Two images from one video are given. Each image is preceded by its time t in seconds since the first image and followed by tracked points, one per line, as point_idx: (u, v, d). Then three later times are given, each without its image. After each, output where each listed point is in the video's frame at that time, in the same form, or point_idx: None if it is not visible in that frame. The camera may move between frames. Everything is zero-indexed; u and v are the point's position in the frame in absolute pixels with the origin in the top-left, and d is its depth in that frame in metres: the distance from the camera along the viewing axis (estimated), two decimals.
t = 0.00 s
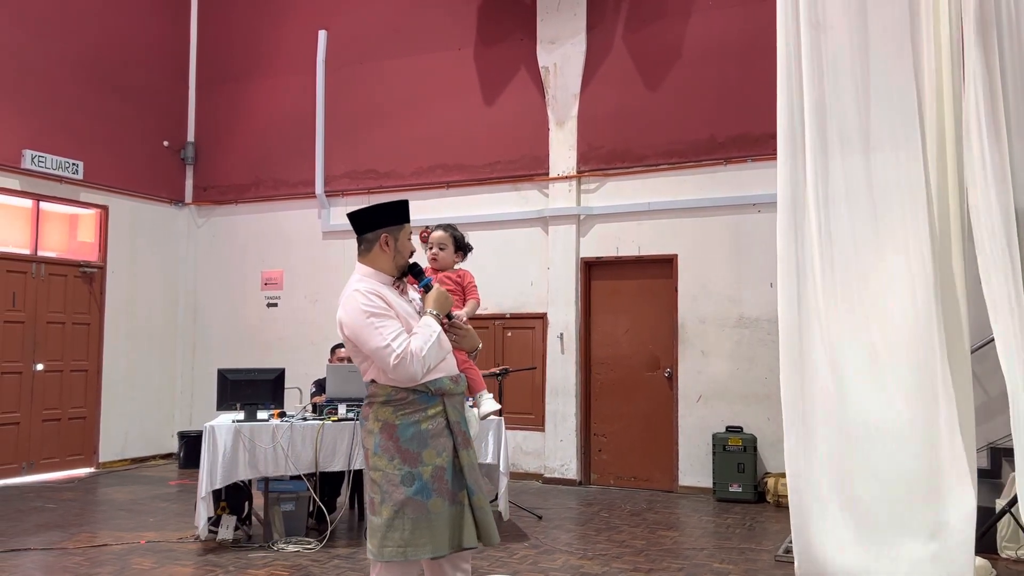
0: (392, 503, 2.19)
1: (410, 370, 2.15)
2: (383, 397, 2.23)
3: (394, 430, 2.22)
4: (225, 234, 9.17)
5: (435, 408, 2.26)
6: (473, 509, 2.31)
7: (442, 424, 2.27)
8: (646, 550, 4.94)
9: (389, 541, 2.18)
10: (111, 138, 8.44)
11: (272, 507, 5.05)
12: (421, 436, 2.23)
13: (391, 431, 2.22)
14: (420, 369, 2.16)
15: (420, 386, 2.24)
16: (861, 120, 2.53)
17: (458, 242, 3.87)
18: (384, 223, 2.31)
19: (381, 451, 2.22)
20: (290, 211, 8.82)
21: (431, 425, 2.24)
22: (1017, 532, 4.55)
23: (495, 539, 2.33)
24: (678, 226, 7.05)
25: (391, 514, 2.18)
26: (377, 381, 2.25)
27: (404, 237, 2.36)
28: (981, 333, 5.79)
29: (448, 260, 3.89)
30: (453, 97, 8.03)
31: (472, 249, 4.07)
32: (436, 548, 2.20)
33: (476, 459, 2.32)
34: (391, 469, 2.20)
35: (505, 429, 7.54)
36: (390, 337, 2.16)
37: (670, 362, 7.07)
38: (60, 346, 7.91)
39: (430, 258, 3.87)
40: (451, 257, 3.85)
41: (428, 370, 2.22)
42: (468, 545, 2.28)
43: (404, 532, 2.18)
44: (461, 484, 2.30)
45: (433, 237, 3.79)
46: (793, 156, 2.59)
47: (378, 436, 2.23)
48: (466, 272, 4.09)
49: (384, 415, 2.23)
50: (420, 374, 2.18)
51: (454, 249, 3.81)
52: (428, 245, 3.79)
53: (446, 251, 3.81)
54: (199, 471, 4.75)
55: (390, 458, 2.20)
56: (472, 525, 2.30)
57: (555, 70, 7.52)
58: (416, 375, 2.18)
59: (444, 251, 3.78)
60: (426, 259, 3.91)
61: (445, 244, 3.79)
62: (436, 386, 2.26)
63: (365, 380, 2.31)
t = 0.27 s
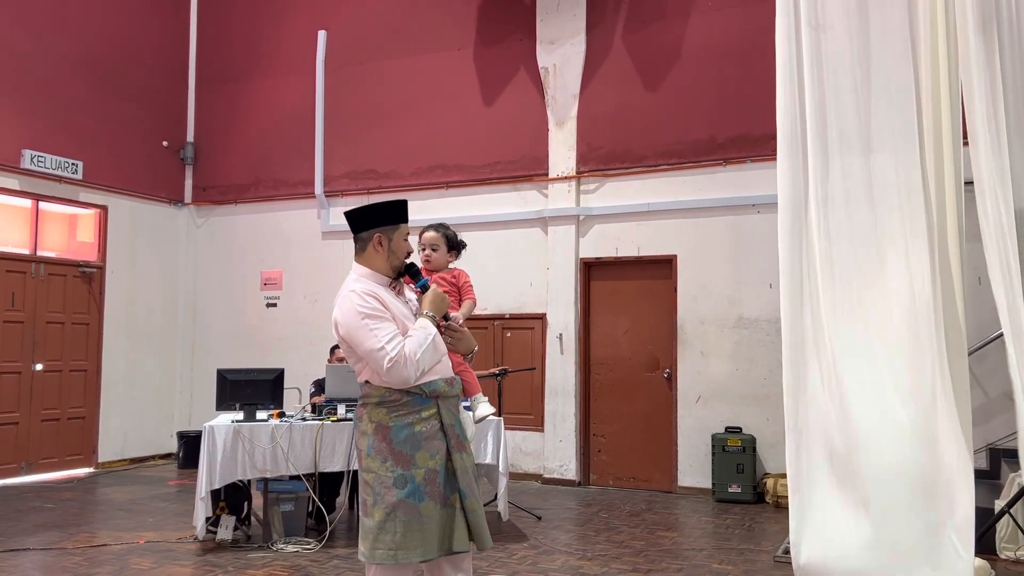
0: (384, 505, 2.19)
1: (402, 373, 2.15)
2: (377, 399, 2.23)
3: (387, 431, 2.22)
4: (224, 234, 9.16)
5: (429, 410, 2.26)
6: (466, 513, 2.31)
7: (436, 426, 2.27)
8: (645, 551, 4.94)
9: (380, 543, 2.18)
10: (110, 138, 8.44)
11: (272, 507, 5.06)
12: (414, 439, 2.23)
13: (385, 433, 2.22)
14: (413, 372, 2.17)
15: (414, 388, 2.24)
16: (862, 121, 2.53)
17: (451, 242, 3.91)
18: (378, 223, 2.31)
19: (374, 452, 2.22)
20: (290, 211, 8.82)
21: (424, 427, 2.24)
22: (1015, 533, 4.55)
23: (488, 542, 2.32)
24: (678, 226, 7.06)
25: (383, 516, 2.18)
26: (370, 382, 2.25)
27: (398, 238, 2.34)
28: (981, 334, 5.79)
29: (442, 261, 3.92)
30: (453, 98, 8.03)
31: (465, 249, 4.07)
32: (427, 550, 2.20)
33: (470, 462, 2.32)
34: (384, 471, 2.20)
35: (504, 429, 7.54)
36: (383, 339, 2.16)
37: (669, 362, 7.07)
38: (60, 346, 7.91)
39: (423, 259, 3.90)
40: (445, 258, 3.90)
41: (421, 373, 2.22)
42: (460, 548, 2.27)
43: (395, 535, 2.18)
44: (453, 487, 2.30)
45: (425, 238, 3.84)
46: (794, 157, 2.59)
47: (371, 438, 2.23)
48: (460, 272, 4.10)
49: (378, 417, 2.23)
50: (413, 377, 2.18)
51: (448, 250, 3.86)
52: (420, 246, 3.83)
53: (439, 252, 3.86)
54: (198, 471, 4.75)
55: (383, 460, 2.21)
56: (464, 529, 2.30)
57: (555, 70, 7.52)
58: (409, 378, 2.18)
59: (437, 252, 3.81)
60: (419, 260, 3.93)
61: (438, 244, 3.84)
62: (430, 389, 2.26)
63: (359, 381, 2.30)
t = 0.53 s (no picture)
0: (381, 506, 2.19)
1: (388, 378, 2.12)
2: (377, 400, 2.23)
3: (387, 433, 2.22)
4: (223, 233, 9.16)
5: (428, 413, 2.24)
6: (466, 518, 2.27)
7: (435, 429, 2.25)
8: (644, 551, 4.94)
9: (377, 544, 2.18)
10: (110, 137, 8.43)
11: (270, 507, 5.05)
12: (413, 441, 2.21)
13: (383, 434, 2.22)
14: (400, 377, 2.13)
15: (411, 390, 2.22)
16: (860, 122, 2.54)
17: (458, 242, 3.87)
18: (370, 224, 2.30)
19: (373, 453, 2.22)
20: (289, 211, 8.82)
21: (423, 430, 2.22)
22: (1014, 533, 4.55)
23: (489, 548, 2.28)
24: (677, 226, 7.06)
25: (380, 518, 2.19)
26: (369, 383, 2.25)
27: (393, 238, 2.31)
28: (980, 335, 5.80)
29: (450, 261, 3.90)
30: (452, 98, 8.03)
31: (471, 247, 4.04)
32: (424, 554, 2.18)
33: (471, 466, 2.29)
34: (381, 472, 2.20)
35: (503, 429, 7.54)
36: (371, 343, 2.16)
37: (668, 363, 7.08)
38: (59, 345, 7.91)
39: (431, 260, 3.88)
40: (452, 259, 3.86)
41: (414, 377, 2.18)
42: (458, 554, 2.24)
43: (391, 537, 2.17)
44: (454, 491, 2.27)
45: (431, 240, 3.78)
46: (795, 157, 2.61)
47: (370, 438, 2.24)
48: (468, 271, 4.11)
49: (378, 418, 2.23)
50: (401, 383, 2.14)
51: (454, 250, 3.81)
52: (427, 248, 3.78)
53: (446, 253, 3.82)
54: (196, 471, 4.74)
55: (381, 461, 2.20)
56: (463, 534, 2.26)
57: (554, 71, 7.52)
58: (397, 384, 2.15)
59: (444, 253, 3.77)
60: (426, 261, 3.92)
61: (444, 246, 3.79)
62: (429, 391, 2.24)
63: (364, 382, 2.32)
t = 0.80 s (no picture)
0: (390, 507, 2.15)
1: (389, 379, 2.08)
2: (392, 400, 2.20)
3: (397, 434, 2.18)
4: (222, 233, 9.15)
5: (439, 416, 2.18)
6: (479, 525, 2.18)
7: (448, 433, 2.18)
8: (642, 551, 4.94)
9: (385, 546, 2.15)
10: (108, 136, 8.43)
11: (268, 507, 5.05)
12: (423, 444, 2.16)
13: (395, 435, 2.18)
14: (400, 380, 2.07)
15: (420, 392, 2.16)
16: (858, 122, 2.55)
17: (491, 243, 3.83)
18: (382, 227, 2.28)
19: (386, 454, 2.19)
20: (287, 210, 8.81)
21: (434, 433, 2.16)
22: (1011, 533, 4.56)
23: (502, 558, 2.18)
24: (675, 227, 7.06)
25: (389, 519, 2.15)
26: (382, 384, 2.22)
27: (405, 239, 2.26)
28: (977, 336, 5.80)
29: (482, 263, 3.85)
30: (451, 98, 8.03)
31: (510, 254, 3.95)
32: (431, 559, 2.12)
33: (486, 473, 2.19)
34: (391, 473, 2.17)
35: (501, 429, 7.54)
36: (374, 345, 2.13)
37: (666, 363, 7.08)
38: (56, 344, 7.90)
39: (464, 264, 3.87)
40: (485, 258, 3.83)
41: (419, 379, 2.11)
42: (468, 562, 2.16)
43: (398, 539, 2.13)
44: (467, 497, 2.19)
45: (463, 240, 3.79)
46: (794, 157, 2.62)
47: (384, 438, 2.21)
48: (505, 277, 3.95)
49: (392, 419, 2.20)
50: (403, 385, 2.09)
51: (484, 249, 3.78)
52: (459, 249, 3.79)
53: (477, 253, 3.79)
54: (194, 471, 4.74)
55: (391, 462, 2.17)
56: (474, 541, 2.18)
57: (553, 71, 7.52)
58: (399, 386, 2.09)
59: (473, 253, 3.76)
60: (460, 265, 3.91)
61: (474, 246, 3.78)
62: (438, 393, 2.17)
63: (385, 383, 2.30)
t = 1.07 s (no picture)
0: (412, 508, 2.16)
1: (403, 384, 2.11)
2: (416, 402, 2.22)
3: (422, 435, 2.19)
4: (220, 232, 9.15)
5: (462, 417, 2.18)
6: (506, 528, 2.14)
7: (470, 433, 2.18)
8: (640, 551, 4.94)
9: (408, 545, 2.15)
10: (106, 136, 8.41)
11: (266, 506, 5.06)
12: (445, 444, 2.16)
13: (419, 436, 2.19)
14: (413, 384, 2.10)
15: (440, 394, 2.18)
16: (857, 123, 2.56)
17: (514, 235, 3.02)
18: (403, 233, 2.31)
19: (410, 455, 2.21)
20: (286, 210, 8.81)
21: (456, 433, 2.17)
22: (1009, 534, 4.56)
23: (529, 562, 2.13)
24: (674, 227, 7.06)
25: (411, 519, 2.15)
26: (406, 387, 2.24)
27: (424, 242, 2.28)
28: (976, 336, 5.81)
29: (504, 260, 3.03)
30: (450, 98, 8.03)
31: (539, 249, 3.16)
32: (453, 560, 2.11)
33: (511, 475, 2.16)
34: (415, 474, 2.17)
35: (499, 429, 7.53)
36: (391, 350, 2.17)
37: (664, 363, 7.08)
38: (54, 344, 7.89)
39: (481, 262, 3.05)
40: (510, 258, 2.77)
41: (436, 382, 2.13)
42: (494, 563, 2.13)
43: (420, 539, 2.12)
44: (492, 498, 2.17)
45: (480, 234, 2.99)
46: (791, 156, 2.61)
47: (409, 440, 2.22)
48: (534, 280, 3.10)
49: (416, 420, 2.22)
50: (419, 388, 2.11)
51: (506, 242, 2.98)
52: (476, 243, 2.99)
53: (501, 251, 2.76)
54: (193, 470, 4.73)
55: (415, 463, 2.18)
56: (501, 543, 2.15)
57: (552, 71, 7.52)
58: (414, 390, 2.12)
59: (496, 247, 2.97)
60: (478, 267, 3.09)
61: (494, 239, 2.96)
62: (458, 395, 2.17)
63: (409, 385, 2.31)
